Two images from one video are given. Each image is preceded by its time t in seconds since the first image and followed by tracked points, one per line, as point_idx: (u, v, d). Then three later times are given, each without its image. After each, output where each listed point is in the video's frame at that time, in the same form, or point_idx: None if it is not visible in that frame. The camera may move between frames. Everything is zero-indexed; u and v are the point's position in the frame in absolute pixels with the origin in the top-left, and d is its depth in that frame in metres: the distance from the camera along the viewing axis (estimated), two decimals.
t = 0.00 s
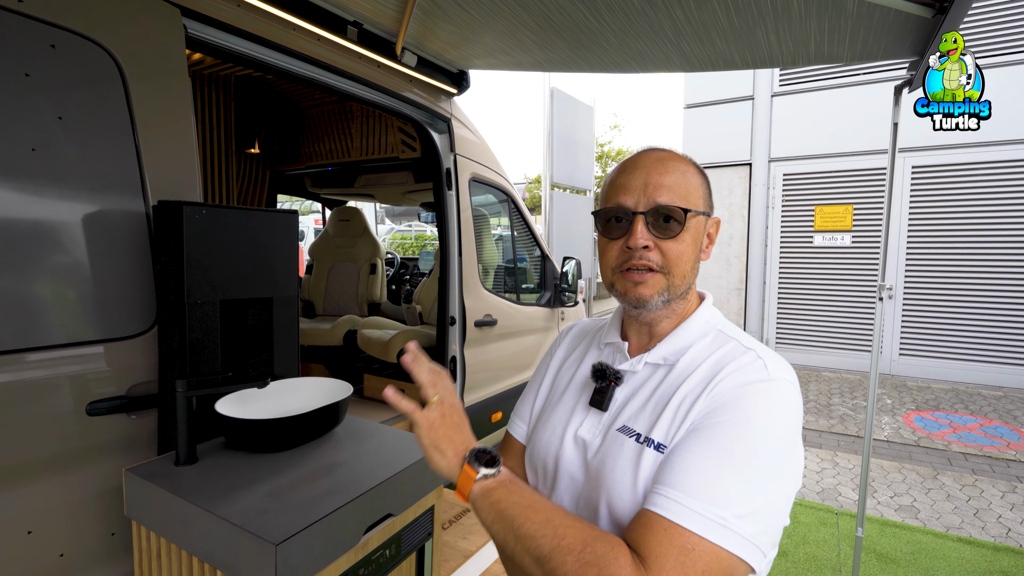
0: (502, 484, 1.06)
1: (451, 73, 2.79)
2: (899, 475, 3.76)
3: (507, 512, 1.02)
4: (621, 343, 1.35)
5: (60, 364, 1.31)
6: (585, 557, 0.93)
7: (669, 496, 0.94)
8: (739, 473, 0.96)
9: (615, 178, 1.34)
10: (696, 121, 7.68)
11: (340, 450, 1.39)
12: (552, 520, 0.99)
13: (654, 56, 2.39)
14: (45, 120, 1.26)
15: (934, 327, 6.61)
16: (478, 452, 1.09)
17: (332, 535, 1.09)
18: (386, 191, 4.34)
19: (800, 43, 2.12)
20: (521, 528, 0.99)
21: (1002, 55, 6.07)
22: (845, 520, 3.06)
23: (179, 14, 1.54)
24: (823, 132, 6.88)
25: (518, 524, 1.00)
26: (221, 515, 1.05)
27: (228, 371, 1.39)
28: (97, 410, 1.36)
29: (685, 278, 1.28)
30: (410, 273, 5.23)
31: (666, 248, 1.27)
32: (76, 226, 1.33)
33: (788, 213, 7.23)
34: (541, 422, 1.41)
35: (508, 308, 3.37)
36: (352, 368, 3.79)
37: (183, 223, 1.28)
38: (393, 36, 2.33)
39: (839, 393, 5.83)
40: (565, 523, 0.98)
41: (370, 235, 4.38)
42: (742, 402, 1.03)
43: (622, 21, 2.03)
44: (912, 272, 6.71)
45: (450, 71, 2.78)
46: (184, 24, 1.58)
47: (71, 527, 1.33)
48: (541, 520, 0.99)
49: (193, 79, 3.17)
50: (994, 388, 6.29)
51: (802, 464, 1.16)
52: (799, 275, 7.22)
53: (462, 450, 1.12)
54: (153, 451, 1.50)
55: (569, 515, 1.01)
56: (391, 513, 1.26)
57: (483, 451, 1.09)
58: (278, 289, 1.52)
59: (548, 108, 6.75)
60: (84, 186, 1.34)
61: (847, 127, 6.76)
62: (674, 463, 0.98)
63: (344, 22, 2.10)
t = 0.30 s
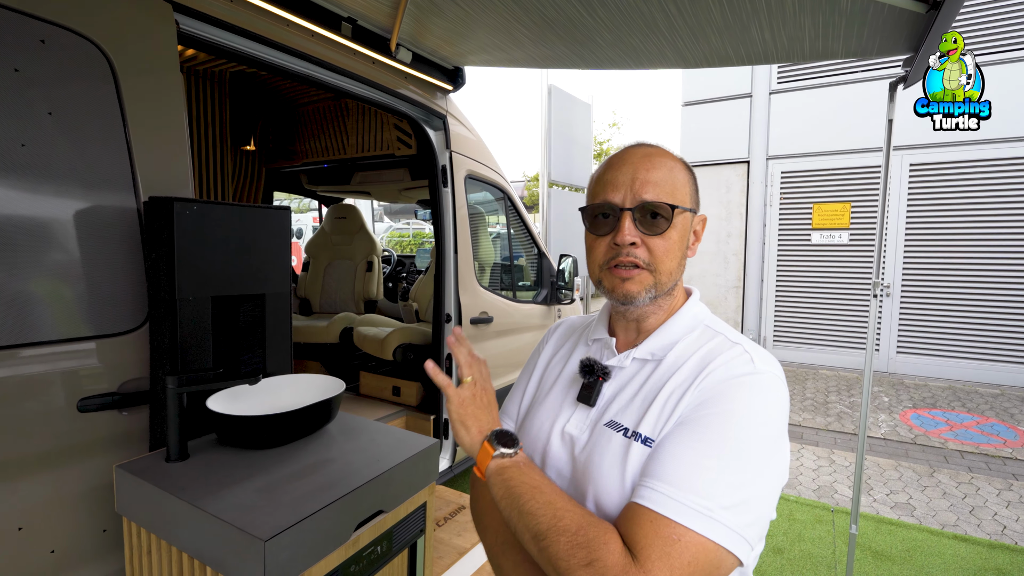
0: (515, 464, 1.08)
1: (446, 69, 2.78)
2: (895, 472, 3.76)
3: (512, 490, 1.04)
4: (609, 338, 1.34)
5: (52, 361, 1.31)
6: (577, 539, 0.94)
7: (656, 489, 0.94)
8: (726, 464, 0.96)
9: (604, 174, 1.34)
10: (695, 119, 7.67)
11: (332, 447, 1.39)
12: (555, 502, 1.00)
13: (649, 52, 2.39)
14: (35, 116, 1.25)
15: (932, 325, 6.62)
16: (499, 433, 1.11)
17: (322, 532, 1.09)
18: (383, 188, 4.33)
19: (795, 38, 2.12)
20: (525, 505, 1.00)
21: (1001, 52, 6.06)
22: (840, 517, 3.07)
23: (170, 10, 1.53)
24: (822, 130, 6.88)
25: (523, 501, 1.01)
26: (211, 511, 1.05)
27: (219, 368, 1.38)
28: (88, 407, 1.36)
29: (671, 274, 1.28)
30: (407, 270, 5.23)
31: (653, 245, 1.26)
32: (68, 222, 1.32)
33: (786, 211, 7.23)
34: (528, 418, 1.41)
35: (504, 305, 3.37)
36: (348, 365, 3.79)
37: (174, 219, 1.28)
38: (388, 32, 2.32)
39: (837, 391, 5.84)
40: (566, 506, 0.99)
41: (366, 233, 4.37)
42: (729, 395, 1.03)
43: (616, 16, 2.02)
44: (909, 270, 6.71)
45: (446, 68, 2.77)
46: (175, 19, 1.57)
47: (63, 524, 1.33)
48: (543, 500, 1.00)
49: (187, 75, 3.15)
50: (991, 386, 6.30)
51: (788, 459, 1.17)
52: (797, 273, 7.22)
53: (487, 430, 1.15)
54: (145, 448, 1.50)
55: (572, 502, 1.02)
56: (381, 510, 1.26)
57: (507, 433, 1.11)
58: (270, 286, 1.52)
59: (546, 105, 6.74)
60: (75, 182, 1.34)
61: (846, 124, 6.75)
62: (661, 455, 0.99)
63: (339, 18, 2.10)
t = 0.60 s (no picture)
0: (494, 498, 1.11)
1: (443, 66, 2.77)
2: (896, 472, 3.74)
3: (496, 523, 1.07)
4: (597, 339, 1.33)
5: (42, 359, 1.30)
6: (563, 560, 0.96)
7: (650, 496, 0.94)
8: (720, 468, 0.96)
9: (587, 176, 1.32)
10: (695, 117, 7.64)
11: (325, 446, 1.38)
12: (536, 527, 1.03)
13: (647, 48, 2.37)
14: (23, 111, 1.24)
15: (933, 324, 6.59)
16: (475, 469, 1.15)
17: (312, 532, 1.08)
18: (380, 186, 4.32)
19: (793, 33, 2.09)
20: (509, 539, 1.03)
21: (1003, 49, 6.02)
22: (840, 518, 3.05)
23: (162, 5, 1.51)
24: (823, 128, 6.84)
25: (507, 535, 1.04)
26: (198, 512, 1.03)
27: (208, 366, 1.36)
28: (78, 406, 1.34)
29: (660, 276, 1.27)
30: (405, 268, 5.22)
31: (641, 249, 1.25)
32: (58, 219, 1.31)
33: (786, 209, 7.20)
34: (517, 420, 1.38)
35: (502, 304, 3.35)
36: (346, 364, 3.78)
37: (164, 216, 1.26)
38: (383, 28, 2.31)
39: (837, 390, 5.82)
40: (547, 527, 1.02)
41: (364, 231, 4.36)
42: (721, 396, 1.02)
43: (612, 12, 2.00)
44: (911, 269, 6.68)
45: (442, 65, 2.75)
46: (167, 15, 1.56)
47: (52, 523, 1.31)
48: (526, 528, 1.03)
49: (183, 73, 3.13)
50: (993, 385, 6.27)
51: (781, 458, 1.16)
52: (798, 271, 7.19)
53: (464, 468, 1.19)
54: (136, 447, 1.49)
55: (554, 523, 1.04)
56: (373, 511, 1.25)
57: (482, 467, 1.15)
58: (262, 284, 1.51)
59: (545, 103, 6.72)
60: (65, 179, 1.32)
61: (847, 122, 6.72)
62: (654, 461, 0.98)
63: (334, 15, 2.08)
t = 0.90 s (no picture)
0: (475, 527, 1.13)
1: (445, 64, 2.75)
2: (905, 476, 3.69)
3: (483, 551, 1.08)
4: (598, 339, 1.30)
5: (40, 360, 1.29)
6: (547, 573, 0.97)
7: (651, 505, 0.92)
8: (724, 476, 0.93)
9: (603, 164, 1.30)
10: (700, 117, 7.60)
11: (323, 449, 1.36)
12: (518, 544, 1.04)
13: (651, 45, 2.34)
14: (20, 110, 1.22)
15: (942, 325, 6.51)
16: (452, 504, 1.19)
17: (308, 538, 1.05)
18: (384, 186, 4.31)
19: (801, 29, 2.06)
20: (491, 563, 1.05)
21: (1014, 47, 5.94)
22: (848, 522, 3.00)
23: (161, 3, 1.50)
24: (830, 128, 6.79)
25: (488, 559, 1.06)
26: (191, 516, 1.02)
27: (205, 367, 1.34)
28: (75, 407, 1.33)
29: (666, 274, 1.24)
30: (409, 269, 5.21)
31: (650, 243, 1.23)
32: (56, 218, 1.30)
33: (793, 209, 7.14)
34: (514, 424, 1.35)
35: (506, 304, 3.33)
36: (349, 364, 3.77)
37: (160, 216, 1.25)
38: (385, 27, 2.29)
39: (845, 392, 5.75)
40: (529, 541, 1.04)
41: (367, 230, 4.35)
42: (725, 402, 1.00)
43: (616, 8, 1.98)
44: (920, 269, 6.60)
45: (445, 63, 2.74)
46: (166, 13, 1.54)
47: (48, 525, 1.30)
48: (508, 548, 1.04)
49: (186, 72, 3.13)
50: (1003, 388, 6.19)
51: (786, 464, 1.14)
52: (805, 272, 7.13)
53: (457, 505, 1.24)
54: (134, 448, 1.48)
55: (532, 535, 1.05)
56: (370, 515, 1.22)
57: (455, 500, 1.19)
58: (262, 284, 1.49)
59: (550, 103, 6.70)
60: (63, 178, 1.31)
61: (854, 121, 6.66)
62: (657, 468, 0.96)
63: (336, 13, 2.06)
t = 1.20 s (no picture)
0: (478, 551, 1.11)
1: (452, 64, 2.73)
2: (921, 482, 3.61)
3: None
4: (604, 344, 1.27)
5: (42, 361, 1.28)
6: None
7: (663, 524, 0.90)
8: (739, 492, 0.91)
9: (612, 163, 1.28)
10: (710, 117, 7.54)
11: (325, 452, 1.34)
12: (522, 568, 1.02)
13: (661, 43, 2.31)
14: (23, 110, 1.22)
15: (958, 328, 6.39)
16: (453, 530, 1.17)
17: (308, 544, 1.03)
18: (391, 187, 4.30)
19: (815, 26, 2.02)
20: None
21: None
22: (862, 529, 2.94)
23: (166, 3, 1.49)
24: (843, 128, 6.70)
25: None
26: (189, 522, 1.00)
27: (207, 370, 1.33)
28: (76, 409, 1.32)
29: (675, 277, 1.21)
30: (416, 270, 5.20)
31: (659, 244, 1.20)
32: (59, 218, 1.29)
33: (806, 210, 7.05)
34: (518, 430, 1.32)
35: (513, 305, 3.30)
36: (356, 365, 3.76)
37: (162, 216, 1.24)
38: (392, 26, 2.27)
39: (858, 395, 5.66)
40: (533, 563, 1.01)
41: (375, 232, 4.36)
42: (738, 413, 0.97)
43: (626, 6, 1.95)
44: (935, 271, 6.48)
45: (452, 63, 2.72)
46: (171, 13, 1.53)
47: (51, 528, 1.30)
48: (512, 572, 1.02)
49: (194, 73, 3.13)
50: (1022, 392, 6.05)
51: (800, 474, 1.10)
52: (818, 273, 7.03)
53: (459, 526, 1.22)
54: (136, 450, 1.47)
55: (537, 554, 1.04)
56: (372, 522, 1.20)
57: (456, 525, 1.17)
58: (266, 285, 1.48)
59: (559, 103, 6.68)
60: (67, 179, 1.31)
61: (868, 121, 6.56)
62: (668, 484, 0.93)
63: (343, 13, 2.05)
